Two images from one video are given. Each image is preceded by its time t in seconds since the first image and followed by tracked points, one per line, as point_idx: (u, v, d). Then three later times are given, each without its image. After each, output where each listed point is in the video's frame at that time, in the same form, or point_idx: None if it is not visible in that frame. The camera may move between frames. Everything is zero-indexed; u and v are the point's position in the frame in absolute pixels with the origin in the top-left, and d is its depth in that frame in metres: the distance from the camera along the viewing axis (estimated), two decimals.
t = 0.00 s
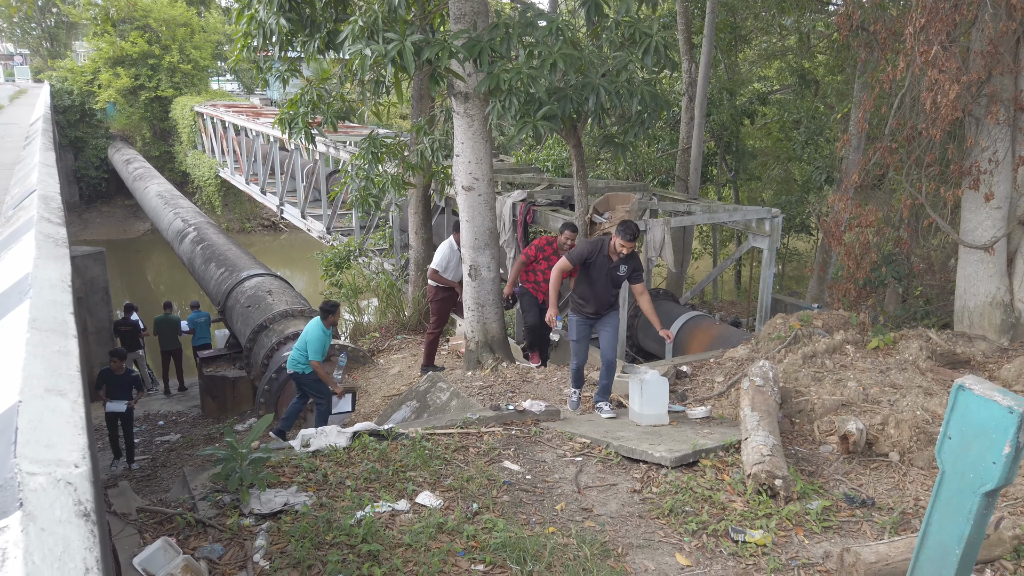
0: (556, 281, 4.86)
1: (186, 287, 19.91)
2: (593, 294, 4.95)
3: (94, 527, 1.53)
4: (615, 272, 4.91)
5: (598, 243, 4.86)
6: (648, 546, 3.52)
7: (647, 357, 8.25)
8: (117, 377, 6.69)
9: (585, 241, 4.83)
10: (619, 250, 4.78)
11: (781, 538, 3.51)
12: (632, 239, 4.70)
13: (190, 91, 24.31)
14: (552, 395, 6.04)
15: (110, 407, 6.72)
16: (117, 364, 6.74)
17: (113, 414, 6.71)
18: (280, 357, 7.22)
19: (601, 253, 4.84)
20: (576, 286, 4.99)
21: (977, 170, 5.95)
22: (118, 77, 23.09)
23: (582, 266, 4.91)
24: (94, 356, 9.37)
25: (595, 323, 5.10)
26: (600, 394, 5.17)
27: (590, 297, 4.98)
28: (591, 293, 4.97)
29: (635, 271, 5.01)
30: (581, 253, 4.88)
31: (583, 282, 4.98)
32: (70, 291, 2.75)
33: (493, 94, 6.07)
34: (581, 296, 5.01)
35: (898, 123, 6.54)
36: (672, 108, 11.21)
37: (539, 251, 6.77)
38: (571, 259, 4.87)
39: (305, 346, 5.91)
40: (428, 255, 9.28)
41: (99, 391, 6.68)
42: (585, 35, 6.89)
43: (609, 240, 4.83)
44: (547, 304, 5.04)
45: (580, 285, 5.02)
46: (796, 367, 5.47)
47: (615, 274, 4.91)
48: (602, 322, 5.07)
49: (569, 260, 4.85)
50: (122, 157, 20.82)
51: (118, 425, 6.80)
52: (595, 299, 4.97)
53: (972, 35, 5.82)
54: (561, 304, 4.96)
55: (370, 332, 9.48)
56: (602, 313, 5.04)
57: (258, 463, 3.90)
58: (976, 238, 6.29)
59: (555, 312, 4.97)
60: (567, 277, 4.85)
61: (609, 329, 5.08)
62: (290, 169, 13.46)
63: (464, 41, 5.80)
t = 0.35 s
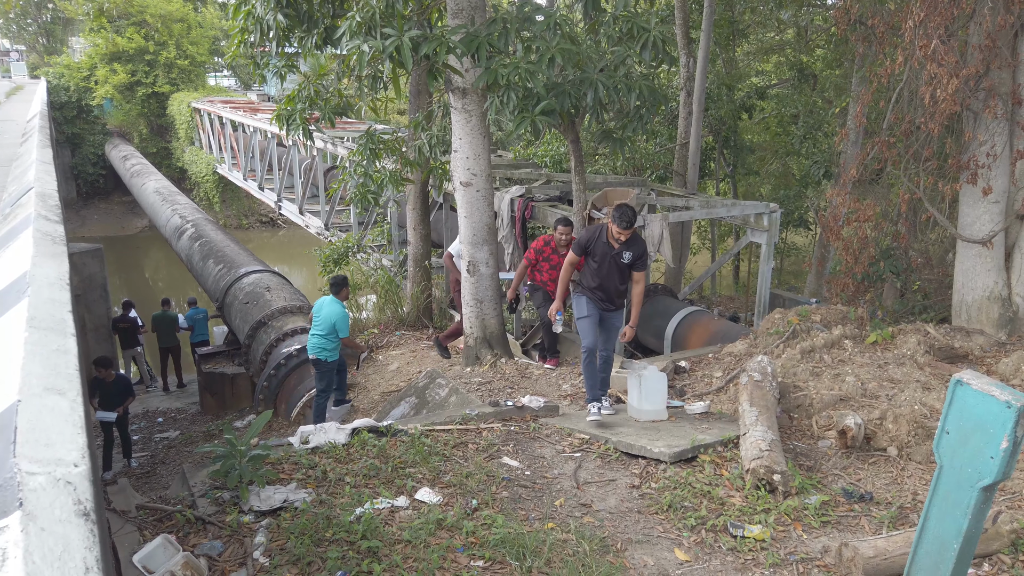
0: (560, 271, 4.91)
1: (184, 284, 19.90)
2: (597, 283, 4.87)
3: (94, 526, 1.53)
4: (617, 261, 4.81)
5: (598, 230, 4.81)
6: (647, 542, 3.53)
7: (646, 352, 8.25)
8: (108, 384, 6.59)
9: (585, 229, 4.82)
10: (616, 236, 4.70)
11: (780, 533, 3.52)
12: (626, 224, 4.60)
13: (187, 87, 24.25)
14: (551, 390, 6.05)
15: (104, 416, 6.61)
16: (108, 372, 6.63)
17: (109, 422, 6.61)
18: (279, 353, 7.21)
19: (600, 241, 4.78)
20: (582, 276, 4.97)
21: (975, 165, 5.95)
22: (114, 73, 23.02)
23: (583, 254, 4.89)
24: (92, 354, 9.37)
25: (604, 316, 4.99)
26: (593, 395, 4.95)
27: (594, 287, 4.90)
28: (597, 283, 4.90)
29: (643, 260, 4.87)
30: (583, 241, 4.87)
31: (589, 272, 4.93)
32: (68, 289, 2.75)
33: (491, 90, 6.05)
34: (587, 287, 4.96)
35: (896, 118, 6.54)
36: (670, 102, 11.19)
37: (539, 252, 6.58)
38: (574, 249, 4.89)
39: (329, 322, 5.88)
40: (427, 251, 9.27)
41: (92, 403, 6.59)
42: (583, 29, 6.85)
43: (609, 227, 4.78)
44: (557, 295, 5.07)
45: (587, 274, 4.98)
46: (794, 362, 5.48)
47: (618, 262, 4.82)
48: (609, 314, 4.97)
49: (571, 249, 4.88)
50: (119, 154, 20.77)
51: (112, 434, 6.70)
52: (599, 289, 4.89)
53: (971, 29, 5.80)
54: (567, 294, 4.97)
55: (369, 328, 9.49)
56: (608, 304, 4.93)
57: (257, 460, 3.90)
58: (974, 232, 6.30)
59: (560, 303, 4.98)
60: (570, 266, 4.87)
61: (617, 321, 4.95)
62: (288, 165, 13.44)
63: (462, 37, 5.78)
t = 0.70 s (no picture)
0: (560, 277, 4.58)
1: (182, 284, 19.90)
2: (599, 280, 4.57)
3: (94, 527, 1.53)
4: (617, 251, 4.53)
5: (589, 223, 4.50)
6: (646, 541, 3.53)
7: (645, 351, 8.25)
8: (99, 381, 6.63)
9: (575, 228, 4.51)
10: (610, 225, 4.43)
11: (779, 531, 3.53)
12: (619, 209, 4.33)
13: (185, 87, 24.23)
14: (550, 389, 6.06)
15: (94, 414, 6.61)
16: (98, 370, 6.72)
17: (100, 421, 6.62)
18: (278, 353, 7.21)
19: (595, 235, 4.48)
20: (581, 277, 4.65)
21: (974, 163, 5.96)
22: (112, 73, 22.99)
23: (579, 253, 4.56)
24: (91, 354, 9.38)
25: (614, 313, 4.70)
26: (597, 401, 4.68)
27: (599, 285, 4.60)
28: (601, 279, 4.58)
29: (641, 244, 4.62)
30: (575, 240, 4.53)
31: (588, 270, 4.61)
32: (68, 289, 2.74)
33: (490, 89, 6.05)
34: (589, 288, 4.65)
35: (895, 116, 6.54)
36: (668, 101, 11.19)
37: (543, 236, 6.36)
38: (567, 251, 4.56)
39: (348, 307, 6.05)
40: (426, 251, 9.27)
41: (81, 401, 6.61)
42: (581, 28, 6.84)
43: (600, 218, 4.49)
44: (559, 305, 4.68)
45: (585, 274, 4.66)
46: (793, 360, 5.49)
47: (618, 252, 4.54)
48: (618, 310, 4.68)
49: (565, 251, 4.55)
50: (118, 154, 20.76)
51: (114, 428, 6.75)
52: (603, 286, 4.60)
53: (969, 27, 5.81)
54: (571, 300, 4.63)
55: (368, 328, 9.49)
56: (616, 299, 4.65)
57: (256, 460, 3.91)
58: (973, 230, 6.31)
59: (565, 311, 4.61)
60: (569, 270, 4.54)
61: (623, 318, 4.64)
62: (286, 165, 13.43)
63: (461, 36, 5.77)
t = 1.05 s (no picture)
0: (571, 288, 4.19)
1: (181, 284, 19.90)
2: (612, 287, 4.22)
3: (93, 527, 1.53)
4: (629, 253, 4.21)
5: (596, 227, 4.19)
6: (646, 540, 3.53)
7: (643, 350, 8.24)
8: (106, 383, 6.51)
9: (581, 233, 4.17)
10: (620, 224, 4.12)
11: (778, 530, 3.53)
12: (629, 204, 4.03)
13: (184, 87, 24.22)
14: (549, 389, 6.06)
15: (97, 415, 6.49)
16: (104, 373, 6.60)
17: (103, 421, 6.52)
18: (276, 354, 7.21)
19: (604, 238, 4.16)
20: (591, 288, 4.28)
21: (972, 163, 5.98)
22: (111, 73, 22.97)
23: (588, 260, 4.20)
24: (89, 354, 9.37)
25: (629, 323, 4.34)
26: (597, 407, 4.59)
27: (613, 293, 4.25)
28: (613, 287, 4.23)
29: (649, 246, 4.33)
30: (583, 245, 4.19)
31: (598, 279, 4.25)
32: (66, 290, 2.74)
33: (488, 89, 6.05)
34: (600, 298, 4.28)
35: (893, 116, 6.55)
36: (667, 101, 11.20)
37: (552, 231, 5.95)
38: (575, 259, 4.20)
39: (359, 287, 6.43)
40: (424, 251, 9.28)
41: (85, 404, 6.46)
42: (579, 28, 6.85)
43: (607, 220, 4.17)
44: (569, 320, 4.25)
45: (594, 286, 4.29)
46: (791, 360, 5.49)
47: (629, 255, 4.22)
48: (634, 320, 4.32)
49: (573, 260, 4.19)
50: (116, 154, 20.73)
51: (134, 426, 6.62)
52: (617, 293, 4.25)
53: (967, 27, 5.82)
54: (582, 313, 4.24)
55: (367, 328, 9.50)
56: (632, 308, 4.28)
57: (255, 460, 3.91)
58: (971, 229, 6.31)
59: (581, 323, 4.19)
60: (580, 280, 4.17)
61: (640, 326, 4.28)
62: (285, 165, 13.43)
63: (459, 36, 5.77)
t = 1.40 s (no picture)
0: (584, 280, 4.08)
1: (179, 283, 19.88)
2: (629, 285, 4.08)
3: (91, 526, 1.53)
4: (651, 252, 4.05)
5: (621, 219, 4.01)
6: (644, 539, 3.54)
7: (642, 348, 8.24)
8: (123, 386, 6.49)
9: (604, 224, 4.03)
10: (645, 219, 3.95)
11: (776, 529, 3.53)
12: (657, 199, 3.86)
13: (182, 86, 24.21)
14: (548, 388, 6.06)
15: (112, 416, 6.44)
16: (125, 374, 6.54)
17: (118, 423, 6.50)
18: (275, 353, 7.21)
19: (627, 232, 3.99)
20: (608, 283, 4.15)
21: (970, 161, 5.99)
22: (108, 72, 22.94)
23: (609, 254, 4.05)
24: (88, 353, 9.36)
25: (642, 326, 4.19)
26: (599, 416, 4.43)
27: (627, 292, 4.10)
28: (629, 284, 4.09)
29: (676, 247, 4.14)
30: (606, 238, 4.03)
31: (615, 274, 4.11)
32: (65, 289, 2.73)
33: (486, 88, 6.05)
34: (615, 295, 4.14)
35: (891, 114, 6.55)
36: (665, 99, 11.21)
37: (556, 232, 5.80)
38: (594, 250, 4.07)
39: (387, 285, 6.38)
40: (423, 250, 9.27)
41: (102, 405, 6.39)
42: (578, 27, 6.84)
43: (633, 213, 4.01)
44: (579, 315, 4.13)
45: (611, 280, 4.14)
46: (790, 358, 5.50)
47: (652, 254, 4.06)
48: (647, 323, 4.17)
49: (592, 250, 4.06)
50: (113, 152, 20.73)
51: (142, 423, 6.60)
52: (632, 292, 4.10)
53: (966, 26, 5.82)
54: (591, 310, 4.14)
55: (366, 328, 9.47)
56: (646, 311, 4.13)
57: (254, 459, 3.90)
58: (969, 228, 6.31)
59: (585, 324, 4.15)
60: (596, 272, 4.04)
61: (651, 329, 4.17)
62: (283, 163, 13.42)
63: (457, 35, 5.77)
